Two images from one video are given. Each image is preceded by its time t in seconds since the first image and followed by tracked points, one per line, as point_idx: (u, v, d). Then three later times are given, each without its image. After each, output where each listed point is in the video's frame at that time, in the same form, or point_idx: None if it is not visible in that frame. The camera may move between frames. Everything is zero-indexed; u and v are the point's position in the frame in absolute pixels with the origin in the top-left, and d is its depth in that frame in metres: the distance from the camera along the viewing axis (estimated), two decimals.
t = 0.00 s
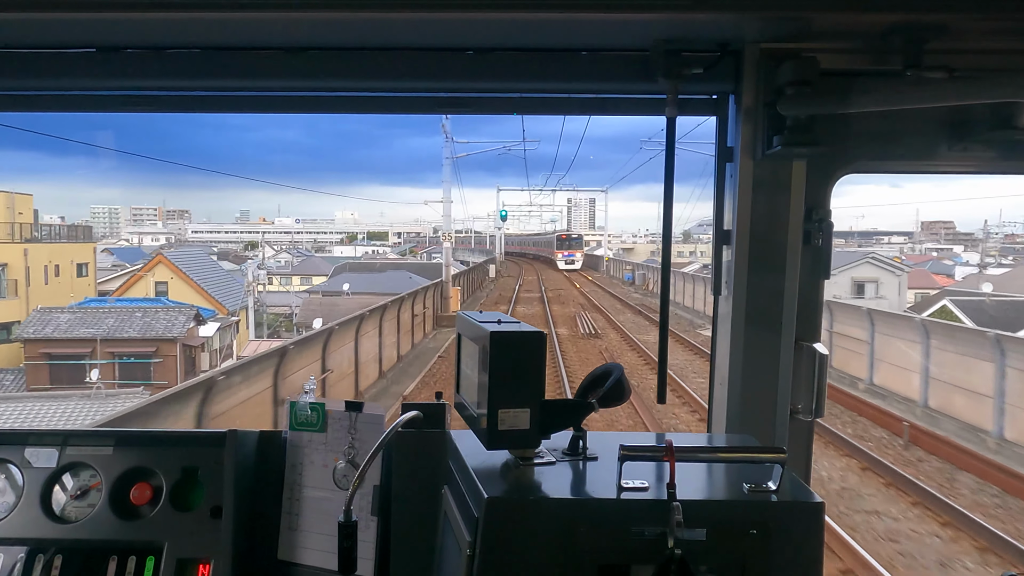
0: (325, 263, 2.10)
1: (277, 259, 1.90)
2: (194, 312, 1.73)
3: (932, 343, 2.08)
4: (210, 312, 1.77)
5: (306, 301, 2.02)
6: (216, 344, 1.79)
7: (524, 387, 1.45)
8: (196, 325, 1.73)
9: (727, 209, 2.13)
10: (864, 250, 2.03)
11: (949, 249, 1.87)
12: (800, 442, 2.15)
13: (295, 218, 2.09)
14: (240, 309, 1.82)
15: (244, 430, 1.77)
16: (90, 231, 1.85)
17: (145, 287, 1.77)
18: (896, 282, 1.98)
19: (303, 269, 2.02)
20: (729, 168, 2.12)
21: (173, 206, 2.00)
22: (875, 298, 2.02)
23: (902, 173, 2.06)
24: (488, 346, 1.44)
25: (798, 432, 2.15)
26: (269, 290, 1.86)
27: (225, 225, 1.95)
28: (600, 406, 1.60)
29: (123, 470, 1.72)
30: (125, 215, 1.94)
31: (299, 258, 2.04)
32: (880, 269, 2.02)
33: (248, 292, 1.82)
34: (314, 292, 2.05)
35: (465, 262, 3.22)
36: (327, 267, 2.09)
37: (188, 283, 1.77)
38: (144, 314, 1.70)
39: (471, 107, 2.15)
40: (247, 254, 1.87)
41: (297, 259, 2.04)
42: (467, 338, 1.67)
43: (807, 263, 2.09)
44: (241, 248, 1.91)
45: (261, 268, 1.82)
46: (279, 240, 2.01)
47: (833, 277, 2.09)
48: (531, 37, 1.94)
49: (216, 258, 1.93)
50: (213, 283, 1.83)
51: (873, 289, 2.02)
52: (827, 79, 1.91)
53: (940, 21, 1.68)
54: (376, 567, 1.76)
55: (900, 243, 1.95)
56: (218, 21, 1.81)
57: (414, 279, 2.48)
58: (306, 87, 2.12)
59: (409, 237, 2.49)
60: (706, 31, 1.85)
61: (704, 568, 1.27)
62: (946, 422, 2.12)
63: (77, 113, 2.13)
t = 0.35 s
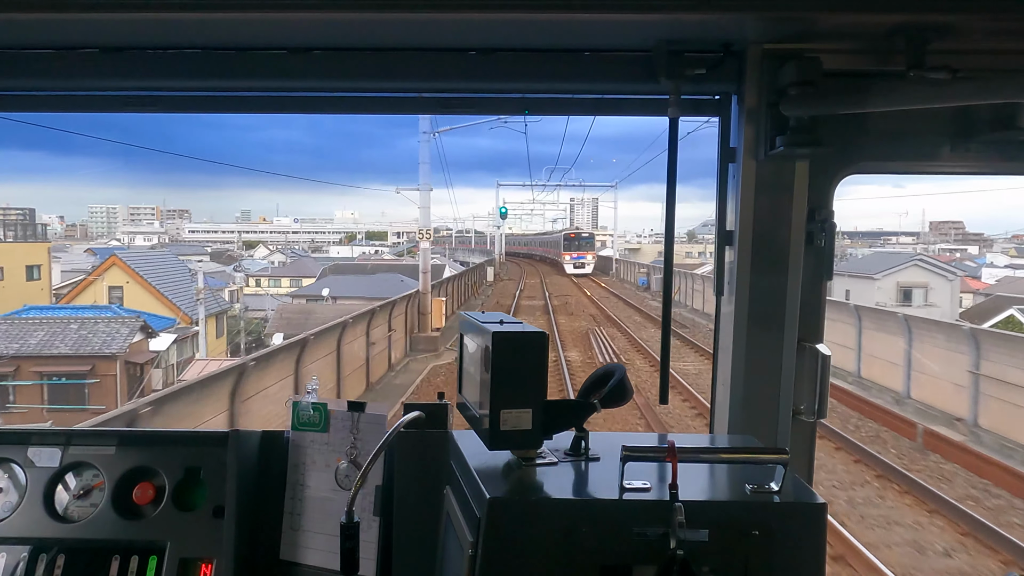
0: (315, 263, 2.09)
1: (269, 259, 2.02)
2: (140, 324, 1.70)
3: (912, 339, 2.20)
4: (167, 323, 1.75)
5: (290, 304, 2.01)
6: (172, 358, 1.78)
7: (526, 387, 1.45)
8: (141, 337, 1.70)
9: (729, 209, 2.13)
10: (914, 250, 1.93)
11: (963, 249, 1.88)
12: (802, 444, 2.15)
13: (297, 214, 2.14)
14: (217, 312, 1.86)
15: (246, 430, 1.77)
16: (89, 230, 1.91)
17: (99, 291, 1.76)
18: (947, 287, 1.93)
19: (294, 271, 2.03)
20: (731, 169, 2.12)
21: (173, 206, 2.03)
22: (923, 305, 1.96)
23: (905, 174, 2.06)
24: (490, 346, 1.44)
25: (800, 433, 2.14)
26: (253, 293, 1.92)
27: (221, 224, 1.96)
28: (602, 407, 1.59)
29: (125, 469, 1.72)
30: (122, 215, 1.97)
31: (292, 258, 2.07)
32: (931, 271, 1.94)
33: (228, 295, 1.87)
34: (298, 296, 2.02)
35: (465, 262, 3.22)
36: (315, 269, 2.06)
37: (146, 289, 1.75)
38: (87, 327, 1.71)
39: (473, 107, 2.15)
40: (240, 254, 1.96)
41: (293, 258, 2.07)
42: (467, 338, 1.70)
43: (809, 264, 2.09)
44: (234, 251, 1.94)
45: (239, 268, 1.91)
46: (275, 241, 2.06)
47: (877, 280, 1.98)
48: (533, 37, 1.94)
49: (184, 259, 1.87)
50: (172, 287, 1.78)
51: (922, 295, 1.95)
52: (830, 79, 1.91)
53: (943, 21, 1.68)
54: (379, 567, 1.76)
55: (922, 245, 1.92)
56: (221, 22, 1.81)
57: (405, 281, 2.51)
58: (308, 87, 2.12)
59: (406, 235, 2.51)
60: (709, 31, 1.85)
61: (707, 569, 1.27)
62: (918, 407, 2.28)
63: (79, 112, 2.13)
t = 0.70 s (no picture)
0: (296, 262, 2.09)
1: (260, 260, 2.05)
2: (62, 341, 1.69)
3: (955, 346, 2.00)
4: (110, 336, 1.71)
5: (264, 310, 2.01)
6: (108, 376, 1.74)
7: (527, 387, 1.45)
8: (62, 356, 1.69)
9: (730, 210, 2.13)
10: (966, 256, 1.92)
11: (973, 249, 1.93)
12: (803, 445, 2.15)
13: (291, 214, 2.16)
14: (174, 322, 1.82)
15: (246, 430, 1.76)
16: (83, 230, 1.91)
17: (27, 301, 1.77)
18: (1010, 294, 1.94)
19: (278, 273, 2.05)
20: (732, 170, 2.11)
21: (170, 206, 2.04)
22: (984, 314, 1.95)
23: (906, 175, 2.05)
24: (491, 347, 1.44)
25: (801, 433, 2.14)
26: (233, 295, 1.94)
27: (218, 224, 2.02)
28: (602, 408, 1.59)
29: (126, 469, 1.72)
30: (116, 216, 1.96)
31: (283, 258, 2.10)
32: (990, 279, 1.94)
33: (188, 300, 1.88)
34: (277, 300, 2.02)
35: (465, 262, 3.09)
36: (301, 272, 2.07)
37: (83, 296, 1.72)
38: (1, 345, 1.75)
39: (475, 108, 2.15)
40: (232, 257, 1.99)
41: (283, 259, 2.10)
42: (467, 338, 1.71)
43: (810, 265, 2.09)
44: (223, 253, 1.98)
45: (207, 272, 1.91)
46: (269, 241, 2.08)
47: (932, 288, 1.96)
48: (535, 38, 1.94)
49: (134, 255, 1.88)
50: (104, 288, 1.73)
51: (983, 303, 1.95)
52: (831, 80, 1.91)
53: (945, 22, 1.68)
54: (379, 567, 1.77)
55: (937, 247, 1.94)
56: (222, 22, 1.81)
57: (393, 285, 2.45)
58: (309, 87, 2.12)
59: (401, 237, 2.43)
60: (710, 32, 1.85)
61: (707, 569, 1.27)
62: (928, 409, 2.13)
63: (81, 113, 2.13)
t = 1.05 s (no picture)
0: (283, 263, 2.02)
1: (250, 261, 2.01)
2: None
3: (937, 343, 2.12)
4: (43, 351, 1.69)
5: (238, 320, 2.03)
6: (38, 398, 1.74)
7: (529, 386, 1.46)
8: None
9: (731, 209, 2.12)
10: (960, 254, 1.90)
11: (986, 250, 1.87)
12: (803, 445, 2.15)
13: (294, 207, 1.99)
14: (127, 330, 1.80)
15: (247, 430, 1.76)
16: (77, 229, 1.92)
17: None
18: None
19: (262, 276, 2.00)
20: (733, 169, 2.11)
21: (167, 205, 2.05)
22: None
23: (907, 174, 2.05)
24: (491, 346, 1.45)
25: (801, 434, 2.14)
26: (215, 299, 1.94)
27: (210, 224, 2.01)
28: (602, 407, 1.59)
29: (127, 469, 1.72)
30: (114, 215, 1.98)
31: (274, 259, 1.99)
32: None
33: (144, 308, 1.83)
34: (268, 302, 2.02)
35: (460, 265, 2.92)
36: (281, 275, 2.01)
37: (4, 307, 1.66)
38: None
39: (475, 107, 2.15)
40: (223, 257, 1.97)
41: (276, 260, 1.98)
42: (467, 337, 1.71)
43: (811, 265, 2.09)
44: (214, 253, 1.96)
45: (169, 275, 1.87)
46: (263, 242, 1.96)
47: (1004, 296, 1.86)
48: (535, 38, 1.94)
49: (108, 265, 1.86)
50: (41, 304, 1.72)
51: None
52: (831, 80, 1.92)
53: (946, 21, 1.68)
54: (379, 569, 1.76)
55: (947, 248, 1.91)
56: (224, 22, 1.81)
57: (378, 291, 2.27)
58: (310, 87, 2.12)
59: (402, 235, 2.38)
60: (710, 32, 1.85)
61: (707, 569, 1.27)
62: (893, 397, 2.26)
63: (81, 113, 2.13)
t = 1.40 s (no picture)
0: (270, 264, 2.10)
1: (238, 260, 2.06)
2: None
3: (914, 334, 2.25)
4: None
5: (199, 327, 1.88)
6: None
7: (531, 385, 1.46)
8: None
9: (732, 209, 2.12)
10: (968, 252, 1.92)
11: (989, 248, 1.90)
12: (804, 446, 2.15)
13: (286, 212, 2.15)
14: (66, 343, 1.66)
15: (248, 430, 1.76)
16: (71, 229, 1.92)
17: None
18: None
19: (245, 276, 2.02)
20: (734, 170, 2.11)
21: (165, 204, 2.04)
22: None
23: (908, 174, 2.05)
24: (492, 347, 1.45)
25: (802, 435, 2.14)
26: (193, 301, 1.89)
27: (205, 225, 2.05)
28: (603, 408, 1.59)
29: (128, 470, 1.72)
30: (108, 213, 1.96)
31: (261, 259, 2.10)
32: None
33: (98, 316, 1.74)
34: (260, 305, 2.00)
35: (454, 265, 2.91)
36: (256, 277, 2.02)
37: None
38: None
39: (476, 108, 2.15)
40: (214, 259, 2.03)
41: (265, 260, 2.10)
42: (467, 337, 1.72)
43: (812, 266, 2.09)
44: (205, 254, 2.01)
45: (120, 278, 1.76)
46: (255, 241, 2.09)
47: None
48: (535, 38, 1.94)
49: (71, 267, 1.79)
50: None
51: None
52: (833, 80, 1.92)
53: (947, 21, 1.67)
54: (380, 568, 1.77)
55: (959, 249, 1.91)
56: (225, 22, 1.81)
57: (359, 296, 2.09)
58: (311, 87, 2.12)
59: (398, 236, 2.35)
60: (711, 32, 1.85)
61: (708, 569, 1.27)
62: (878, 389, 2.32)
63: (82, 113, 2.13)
